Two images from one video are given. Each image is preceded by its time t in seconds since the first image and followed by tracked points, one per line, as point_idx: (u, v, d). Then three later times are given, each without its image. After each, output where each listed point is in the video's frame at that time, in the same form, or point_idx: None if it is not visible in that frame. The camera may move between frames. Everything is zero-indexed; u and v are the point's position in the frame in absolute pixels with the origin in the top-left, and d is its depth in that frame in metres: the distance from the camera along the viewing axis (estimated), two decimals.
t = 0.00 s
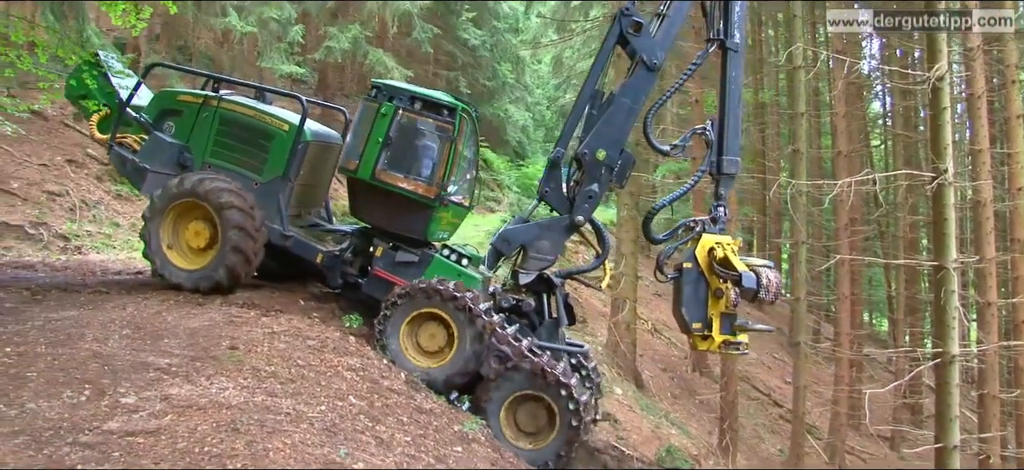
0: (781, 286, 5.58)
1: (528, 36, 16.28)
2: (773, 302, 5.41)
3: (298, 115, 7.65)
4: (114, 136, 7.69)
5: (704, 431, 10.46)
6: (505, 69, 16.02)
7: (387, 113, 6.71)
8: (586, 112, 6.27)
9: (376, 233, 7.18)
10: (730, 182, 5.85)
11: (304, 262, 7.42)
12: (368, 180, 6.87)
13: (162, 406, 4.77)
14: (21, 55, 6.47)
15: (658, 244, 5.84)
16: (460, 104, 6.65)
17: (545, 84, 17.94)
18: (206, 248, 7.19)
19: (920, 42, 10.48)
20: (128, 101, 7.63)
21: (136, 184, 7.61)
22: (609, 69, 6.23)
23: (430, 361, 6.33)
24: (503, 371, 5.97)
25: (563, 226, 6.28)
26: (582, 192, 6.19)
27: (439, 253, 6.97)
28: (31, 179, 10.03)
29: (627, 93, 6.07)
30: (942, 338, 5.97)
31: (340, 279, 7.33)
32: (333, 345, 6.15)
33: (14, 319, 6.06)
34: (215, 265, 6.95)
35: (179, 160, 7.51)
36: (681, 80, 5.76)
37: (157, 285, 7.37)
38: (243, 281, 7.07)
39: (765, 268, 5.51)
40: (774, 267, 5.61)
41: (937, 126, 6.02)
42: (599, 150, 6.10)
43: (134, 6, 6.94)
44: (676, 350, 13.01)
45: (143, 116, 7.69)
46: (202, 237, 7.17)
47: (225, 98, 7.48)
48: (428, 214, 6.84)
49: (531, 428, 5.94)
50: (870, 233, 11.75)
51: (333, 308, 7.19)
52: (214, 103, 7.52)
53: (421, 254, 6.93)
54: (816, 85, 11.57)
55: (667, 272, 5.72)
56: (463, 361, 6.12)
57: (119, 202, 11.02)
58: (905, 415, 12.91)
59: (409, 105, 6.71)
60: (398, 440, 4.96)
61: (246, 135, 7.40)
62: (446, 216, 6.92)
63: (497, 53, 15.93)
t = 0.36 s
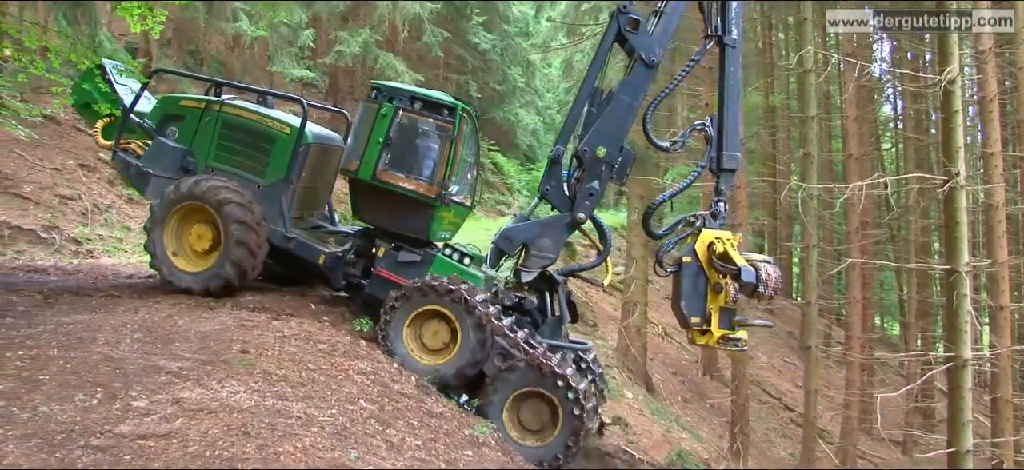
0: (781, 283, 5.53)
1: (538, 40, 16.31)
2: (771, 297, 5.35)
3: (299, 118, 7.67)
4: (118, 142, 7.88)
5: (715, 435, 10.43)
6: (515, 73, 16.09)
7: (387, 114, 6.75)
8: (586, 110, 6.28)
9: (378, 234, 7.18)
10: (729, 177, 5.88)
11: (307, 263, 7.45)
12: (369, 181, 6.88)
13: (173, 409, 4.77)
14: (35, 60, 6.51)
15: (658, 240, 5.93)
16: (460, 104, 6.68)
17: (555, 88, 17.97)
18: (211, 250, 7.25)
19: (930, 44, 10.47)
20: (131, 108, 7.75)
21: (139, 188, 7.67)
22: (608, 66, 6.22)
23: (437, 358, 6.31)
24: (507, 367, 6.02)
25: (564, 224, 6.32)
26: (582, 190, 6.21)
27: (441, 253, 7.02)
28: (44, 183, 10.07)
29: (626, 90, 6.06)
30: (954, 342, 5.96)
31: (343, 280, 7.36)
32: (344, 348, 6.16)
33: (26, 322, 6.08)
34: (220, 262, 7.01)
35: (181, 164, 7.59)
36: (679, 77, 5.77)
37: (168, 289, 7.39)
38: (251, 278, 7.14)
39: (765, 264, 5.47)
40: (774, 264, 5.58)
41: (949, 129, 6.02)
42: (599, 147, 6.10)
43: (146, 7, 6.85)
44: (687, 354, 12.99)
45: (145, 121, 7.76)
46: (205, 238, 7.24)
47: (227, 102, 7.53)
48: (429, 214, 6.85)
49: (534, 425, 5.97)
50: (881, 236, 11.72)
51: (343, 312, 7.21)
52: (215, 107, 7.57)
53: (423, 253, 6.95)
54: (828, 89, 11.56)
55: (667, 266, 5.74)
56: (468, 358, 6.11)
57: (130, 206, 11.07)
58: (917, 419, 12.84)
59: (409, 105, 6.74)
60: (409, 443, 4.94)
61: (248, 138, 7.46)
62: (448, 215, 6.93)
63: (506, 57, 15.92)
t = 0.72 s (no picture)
0: (783, 277, 5.50)
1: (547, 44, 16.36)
2: (772, 292, 5.32)
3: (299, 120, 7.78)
4: (121, 147, 7.99)
5: (724, 439, 10.39)
6: (523, 77, 16.31)
7: (386, 114, 6.82)
8: (584, 107, 6.31)
9: (379, 234, 7.26)
10: (729, 173, 5.90)
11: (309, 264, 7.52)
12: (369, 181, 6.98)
13: (183, 412, 4.77)
14: (46, 64, 6.53)
15: (655, 232, 5.89)
16: (458, 104, 6.77)
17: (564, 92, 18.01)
18: (214, 251, 7.28)
19: (941, 47, 10.45)
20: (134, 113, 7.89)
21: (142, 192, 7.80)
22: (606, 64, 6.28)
23: (442, 355, 6.37)
24: (508, 366, 6.07)
25: (564, 222, 6.36)
26: (582, 188, 6.25)
27: (443, 252, 7.07)
28: (55, 187, 10.12)
29: (624, 87, 6.11)
30: (965, 346, 5.97)
31: (345, 280, 7.43)
32: (353, 352, 6.17)
33: (38, 326, 6.11)
34: (224, 260, 7.04)
35: (184, 169, 7.69)
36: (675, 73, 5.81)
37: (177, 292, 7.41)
38: (258, 273, 7.14)
39: (765, 258, 5.45)
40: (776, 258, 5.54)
41: (959, 132, 6.05)
42: (598, 144, 6.16)
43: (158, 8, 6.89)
44: (697, 358, 12.96)
45: (148, 127, 7.89)
46: (207, 240, 7.28)
47: (228, 107, 7.64)
48: (429, 213, 6.93)
49: (537, 423, 6.01)
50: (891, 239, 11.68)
51: (352, 315, 7.23)
52: (217, 112, 7.68)
53: (424, 253, 7.03)
54: (838, 92, 11.59)
55: (667, 263, 5.75)
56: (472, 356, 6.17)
57: (140, 210, 11.12)
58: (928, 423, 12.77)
59: (407, 105, 6.81)
60: (418, 447, 4.91)
61: (250, 142, 7.57)
62: (448, 215, 7.01)
63: (516, 61, 16.03)
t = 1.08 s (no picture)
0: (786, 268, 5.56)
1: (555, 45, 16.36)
2: (776, 283, 5.41)
3: (299, 121, 7.89)
4: (123, 151, 8.01)
5: (734, 441, 10.35)
6: (532, 79, 16.34)
7: (385, 113, 6.91)
8: (583, 103, 6.35)
9: (380, 233, 7.33)
10: (729, 167, 5.89)
11: (311, 264, 7.60)
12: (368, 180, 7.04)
13: (193, 413, 4.76)
14: (57, 67, 6.55)
15: (657, 230, 5.91)
16: (455, 102, 6.86)
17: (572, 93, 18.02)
18: (216, 249, 7.32)
19: (951, 47, 10.43)
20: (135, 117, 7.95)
21: (144, 195, 7.90)
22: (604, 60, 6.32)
23: (444, 351, 6.40)
24: (509, 360, 6.12)
25: (564, 217, 6.42)
26: (582, 183, 6.32)
27: (443, 250, 7.14)
28: (65, 189, 10.18)
29: (622, 83, 6.17)
30: (975, 347, 5.97)
31: (346, 280, 7.55)
32: (362, 353, 6.18)
33: (49, 327, 6.14)
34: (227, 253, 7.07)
35: (185, 171, 7.83)
36: (672, 69, 5.87)
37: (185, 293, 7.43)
38: (263, 264, 7.17)
39: (768, 249, 5.51)
40: (778, 250, 5.63)
41: (970, 133, 6.05)
42: (597, 139, 6.22)
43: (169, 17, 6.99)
44: (706, 360, 12.93)
45: (149, 130, 7.97)
46: (209, 240, 7.33)
47: (227, 109, 7.77)
48: (428, 211, 7.00)
49: (538, 418, 6.05)
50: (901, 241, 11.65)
51: (361, 317, 7.24)
52: (217, 114, 7.81)
53: (425, 251, 7.11)
54: (848, 93, 11.58)
55: (670, 259, 5.77)
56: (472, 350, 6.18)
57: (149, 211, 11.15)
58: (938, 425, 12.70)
59: (405, 103, 6.90)
60: (427, 448, 4.89)
61: (250, 143, 7.69)
62: (448, 212, 7.08)
63: (524, 62, 16.05)
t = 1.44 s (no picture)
0: (790, 262, 5.43)
1: (564, 47, 16.39)
2: (780, 277, 5.30)
3: (300, 124, 7.90)
4: (125, 155, 8.06)
5: (743, 443, 10.30)
6: (541, 81, 16.28)
7: (383, 113, 6.97)
8: (582, 100, 6.38)
9: (381, 233, 7.40)
10: (729, 160, 5.91)
11: (313, 265, 7.66)
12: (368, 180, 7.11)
13: (202, 415, 4.76)
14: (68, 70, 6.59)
15: (660, 227, 5.94)
16: (453, 101, 6.91)
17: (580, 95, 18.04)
18: (219, 248, 7.35)
19: (961, 48, 10.40)
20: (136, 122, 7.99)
21: (146, 198, 7.93)
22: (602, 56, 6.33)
23: (445, 346, 6.44)
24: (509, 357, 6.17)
25: (564, 214, 6.48)
26: (581, 179, 6.34)
27: (443, 248, 7.22)
28: (75, 192, 10.23)
29: (620, 79, 6.17)
30: (986, 349, 5.98)
31: (349, 280, 7.60)
32: (371, 355, 6.18)
33: (59, 329, 6.16)
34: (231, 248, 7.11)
35: (187, 174, 7.89)
36: (671, 65, 5.86)
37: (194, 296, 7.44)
38: (267, 257, 7.22)
39: (772, 243, 5.43)
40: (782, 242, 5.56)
41: (981, 134, 6.05)
42: (596, 136, 6.23)
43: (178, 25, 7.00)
44: (715, 362, 12.89)
45: (150, 134, 8.03)
46: (210, 240, 7.36)
47: (228, 111, 7.82)
48: (428, 210, 7.06)
49: (537, 414, 6.10)
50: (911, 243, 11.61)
51: (369, 319, 7.25)
52: (218, 117, 7.86)
53: (426, 250, 7.17)
54: (858, 95, 11.57)
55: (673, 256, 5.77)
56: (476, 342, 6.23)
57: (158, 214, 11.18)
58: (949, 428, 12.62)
59: (403, 103, 6.96)
60: (436, 450, 4.88)
61: (251, 144, 7.72)
62: (448, 211, 7.14)
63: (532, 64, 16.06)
